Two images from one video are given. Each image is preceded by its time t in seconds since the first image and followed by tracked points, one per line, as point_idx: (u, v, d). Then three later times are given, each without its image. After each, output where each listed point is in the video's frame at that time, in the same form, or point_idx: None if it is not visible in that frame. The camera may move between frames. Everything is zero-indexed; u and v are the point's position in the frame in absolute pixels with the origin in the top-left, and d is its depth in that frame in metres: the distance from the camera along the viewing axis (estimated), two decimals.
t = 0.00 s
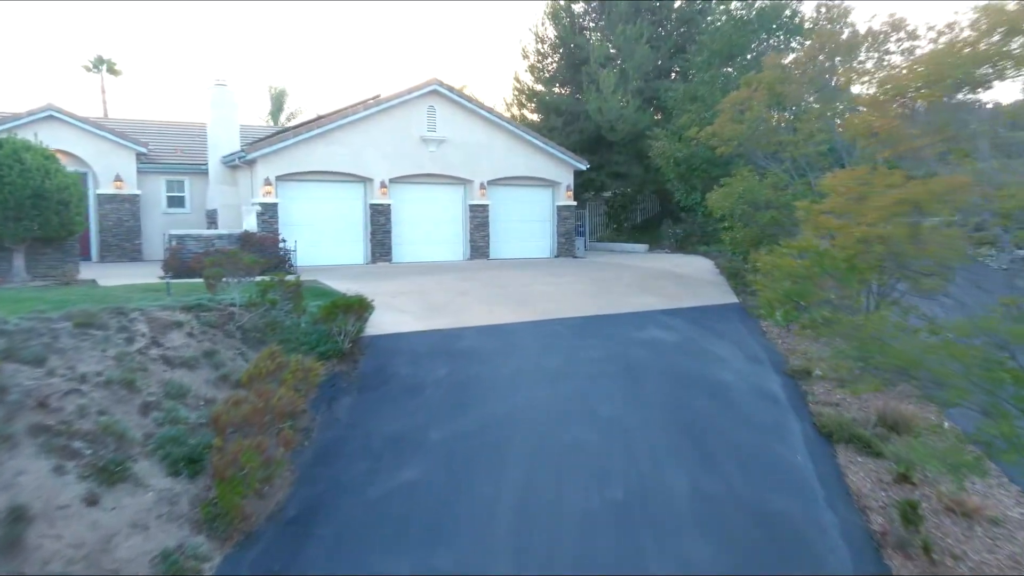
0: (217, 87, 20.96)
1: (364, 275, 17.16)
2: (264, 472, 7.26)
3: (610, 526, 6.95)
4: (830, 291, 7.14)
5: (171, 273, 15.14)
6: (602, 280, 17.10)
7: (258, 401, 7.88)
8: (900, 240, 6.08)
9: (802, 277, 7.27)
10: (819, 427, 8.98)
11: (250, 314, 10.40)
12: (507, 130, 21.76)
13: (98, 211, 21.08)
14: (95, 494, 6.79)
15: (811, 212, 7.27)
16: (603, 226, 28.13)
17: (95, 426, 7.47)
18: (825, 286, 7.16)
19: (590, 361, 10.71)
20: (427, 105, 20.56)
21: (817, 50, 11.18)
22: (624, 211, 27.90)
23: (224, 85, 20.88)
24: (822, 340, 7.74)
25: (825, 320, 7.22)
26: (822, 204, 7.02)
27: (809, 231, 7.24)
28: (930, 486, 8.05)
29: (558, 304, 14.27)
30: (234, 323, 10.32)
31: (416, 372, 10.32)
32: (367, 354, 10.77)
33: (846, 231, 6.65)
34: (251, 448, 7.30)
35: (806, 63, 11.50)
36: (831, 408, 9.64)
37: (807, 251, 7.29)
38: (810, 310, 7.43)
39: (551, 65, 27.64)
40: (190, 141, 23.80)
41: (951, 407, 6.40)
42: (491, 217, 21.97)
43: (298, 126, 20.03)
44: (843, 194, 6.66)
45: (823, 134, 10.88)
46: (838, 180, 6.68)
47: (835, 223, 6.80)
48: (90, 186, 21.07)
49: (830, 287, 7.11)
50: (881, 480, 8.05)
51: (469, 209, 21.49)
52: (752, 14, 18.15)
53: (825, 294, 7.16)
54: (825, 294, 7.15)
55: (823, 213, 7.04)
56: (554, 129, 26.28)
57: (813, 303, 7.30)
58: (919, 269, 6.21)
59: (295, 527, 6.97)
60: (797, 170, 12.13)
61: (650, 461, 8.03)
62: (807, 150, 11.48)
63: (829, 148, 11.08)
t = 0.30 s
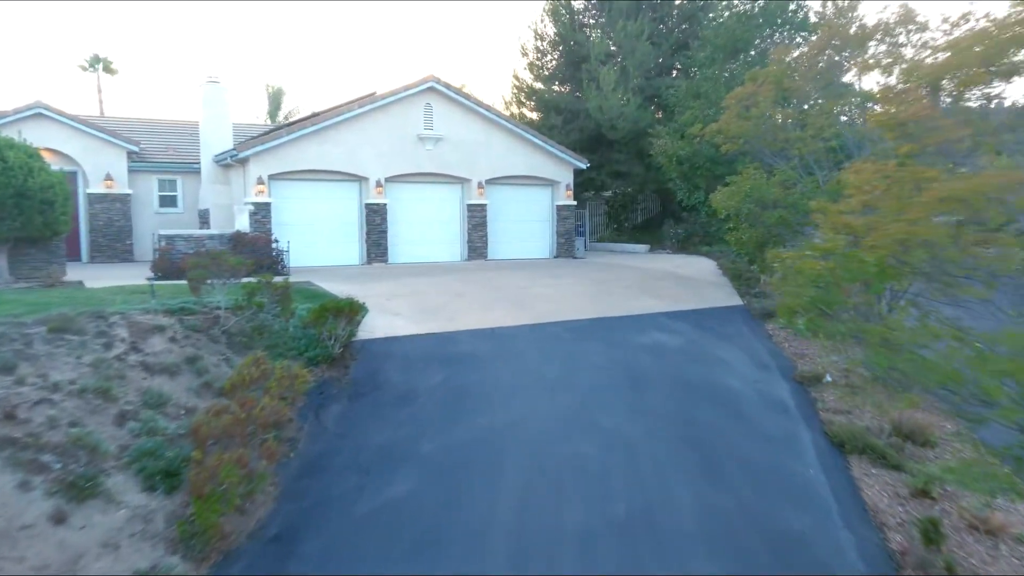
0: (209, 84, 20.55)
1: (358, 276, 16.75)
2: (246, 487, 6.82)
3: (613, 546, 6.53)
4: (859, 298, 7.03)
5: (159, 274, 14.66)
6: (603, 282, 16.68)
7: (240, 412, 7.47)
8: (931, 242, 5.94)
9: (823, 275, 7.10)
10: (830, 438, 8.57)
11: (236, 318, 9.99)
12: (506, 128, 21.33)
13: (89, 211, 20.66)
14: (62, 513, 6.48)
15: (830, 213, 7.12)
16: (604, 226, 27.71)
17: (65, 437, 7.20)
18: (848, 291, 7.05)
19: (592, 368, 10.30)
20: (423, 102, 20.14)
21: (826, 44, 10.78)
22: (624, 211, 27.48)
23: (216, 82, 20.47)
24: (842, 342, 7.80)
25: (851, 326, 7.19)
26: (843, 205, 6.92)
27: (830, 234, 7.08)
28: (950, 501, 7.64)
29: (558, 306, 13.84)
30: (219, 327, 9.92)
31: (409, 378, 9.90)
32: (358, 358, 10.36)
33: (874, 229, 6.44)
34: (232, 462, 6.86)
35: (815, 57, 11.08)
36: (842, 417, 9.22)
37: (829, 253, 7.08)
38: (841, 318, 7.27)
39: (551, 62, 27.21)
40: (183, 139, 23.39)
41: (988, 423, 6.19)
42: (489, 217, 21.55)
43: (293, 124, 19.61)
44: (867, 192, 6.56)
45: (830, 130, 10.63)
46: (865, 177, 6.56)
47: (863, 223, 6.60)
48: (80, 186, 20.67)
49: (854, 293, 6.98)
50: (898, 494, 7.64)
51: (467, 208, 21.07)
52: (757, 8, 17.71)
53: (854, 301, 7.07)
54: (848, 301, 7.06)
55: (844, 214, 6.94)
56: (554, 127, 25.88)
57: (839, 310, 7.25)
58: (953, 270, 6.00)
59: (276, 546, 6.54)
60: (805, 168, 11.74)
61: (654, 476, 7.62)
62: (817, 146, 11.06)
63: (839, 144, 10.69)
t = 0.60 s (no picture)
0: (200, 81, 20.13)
1: (351, 278, 16.34)
2: (223, 505, 6.41)
3: (613, 568, 6.10)
4: (886, 300, 6.31)
5: (146, 275, 14.31)
6: (602, 284, 16.26)
7: (218, 424, 7.06)
8: (960, 244, 5.61)
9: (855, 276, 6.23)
10: (842, 449, 8.16)
11: (219, 323, 9.57)
12: (503, 126, 20.92)
13: (77, 211, 20.25)
14: (23, 534, 6.09)
15: (850, 212, 6.48)
16: (603, 226, 27.33)
17: (31, 452, 6.80)
18: (878, 294, 6.27)
19: (590, 375, 9.88)
20: (419, 100, 19.72)
21: (835, 35, 10.38)
22: (624, 210, 27.08)
23: (208, 79, 20.04)
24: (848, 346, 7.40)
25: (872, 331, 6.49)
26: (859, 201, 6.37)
27: (845, 237, 6.46)
28: (970, 518, 7.23)
29: (556, 309, 13.43)
30: (201, 332, 9.51)
31: (399, 385, 9.47)
32: (348, 364, 9.95)
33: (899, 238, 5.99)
34: (208, 478, 6.45)
35: (823, 51, 10.66)
36: (852, 425, 8.82)
37: (855, 252, 6.29)
38: (865, 323, 6.48)
39: (549, 60, 26.80)
40: (175, 138, 22.97)
41: None
42: (486, 217, 21.14)
43: (285, 121, 19.19)
44: (891, 189, 5.98)
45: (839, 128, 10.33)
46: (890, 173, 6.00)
47: (879, 231, 6.22)
48: (69, 185, 20.26)
49: (888, 296, 6.27)
50: (915, 510, 7.23)
51: (464, 208, 20.65)
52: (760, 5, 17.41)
53: (882, 304, 6.29)
54: (878, 305, 6.29)
55: (866, 213, 6.33)
56: (553, 126, 25.47)
57: (861, 316, 6.49)
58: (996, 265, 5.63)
59: (254, 568, 6.13)
60: (812, 166, 11.34)
61: (658, 492, 7.20)
62: (825, 143, 10.65)
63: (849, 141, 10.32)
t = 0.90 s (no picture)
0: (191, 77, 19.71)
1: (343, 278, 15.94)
2: (195, 523, 6.01)
3: None
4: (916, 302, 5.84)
5: (132, 278, 13.81)
6: (602, 284, 15.83)
7: (194, 435, 6.66)
8: (991, 239, 5.35)
9: (886, 273, 5.75)
10: (853, 460, 7.75)
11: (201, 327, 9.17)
12: (501, 124, 20.50)
13: (66, 211, 19.87)
14: None
15: (878, 209, 6.21)
16: (603, 226, 26.93)
17: None
18: (912, 296, 5.78)
19: (588, 380, 9.47)
20: (415, 97, 19.31)
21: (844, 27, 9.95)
22: (625, 210, 26.67)
23: (199, 76, 19.63)
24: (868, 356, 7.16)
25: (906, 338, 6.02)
26: (887, 198, 6.14)
27: (871, 233, 6.15)
28: (991, 537, 6.82)
29: (554, 311, 13.01)
30: (182, 337, 9.11)
31: (390, 391, 9.07)
32: (337, 369, 9.53)
33: (933, 234, 5.69)
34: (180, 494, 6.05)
35: (831, 43, 10.23)
36: (864, 435, 8.40)
37: (887, 249, 5.89)
38: (894, 333, 6.05)
39: (548, 57, 26.38)
40: (167, 136, 22.57)
41: None
42: (484, 217, 20.72)
43: (278, 119, 18.77)
44: (925, 181, 5.77)
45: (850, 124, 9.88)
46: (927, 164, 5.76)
47: (905, 225, 6.01)
48: (58, 184, 19.88)
49: (921, 297, 5.80)
50: (933, 527, 6.82)
51: (461, 208, 20.24)
52: None
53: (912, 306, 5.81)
54: (910, 307, 5.80)
55: (895, 208, 6.10)
56: (551, 124, 25.05)
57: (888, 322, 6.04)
58: None
59: None
60: (820, 163, 10.91)
61: (660, 506, 6.78)
62: (832, 140, 10.25)
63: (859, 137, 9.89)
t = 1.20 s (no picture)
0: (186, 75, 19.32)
1: (340, 281, 15.57)
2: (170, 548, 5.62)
3: None
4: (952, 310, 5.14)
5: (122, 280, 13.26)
6: (605, 287, 15.43)
7: (171, 452, 6.27)
8: None
9: (917, 278, 5.08)
10: (871, 476, 7.33)
11: (186, 333, 8.77)
12: (503, 123, 20.10)
13: (60, 211, 19.51)
14: None
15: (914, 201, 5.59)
16: (607, 227, 26.60)
17: None
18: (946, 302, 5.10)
19: (590, 390, 9.06)
20: (414, 95, 18.91)
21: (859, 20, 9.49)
22: (629, 211, 26.31)
23: (194, 73, 19.24)
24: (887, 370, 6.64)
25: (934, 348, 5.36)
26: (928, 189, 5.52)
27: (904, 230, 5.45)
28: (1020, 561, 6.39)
29: (556, 315, 12.61)
30: (166, 344, 8.70)
31: (383, 401, 8.67)
32: (328, 378, 9.14)
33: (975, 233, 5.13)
34: (154, 517, 5.67)
35: (843, 37, 9.83)
36: (880, 448, 7.99)
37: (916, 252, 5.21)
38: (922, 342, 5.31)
39: (551, 55, 25.95)
40: (163, 135, 22.21)
41: None
42: (484, 217, 20.31)
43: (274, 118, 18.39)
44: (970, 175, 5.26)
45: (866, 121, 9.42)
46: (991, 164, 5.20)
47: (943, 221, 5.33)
48: (51, 184, 19.53)
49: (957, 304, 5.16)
50: (958, 550, 6.38)
51: (461, 208, 19.84)
52: None
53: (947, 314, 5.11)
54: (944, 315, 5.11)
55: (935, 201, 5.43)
56: (554, 123, 24.64)
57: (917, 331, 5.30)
58: None
59: None
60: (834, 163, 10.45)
61: (666, 527, 6.36)
62: (846, 138, 9.72)
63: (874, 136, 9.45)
